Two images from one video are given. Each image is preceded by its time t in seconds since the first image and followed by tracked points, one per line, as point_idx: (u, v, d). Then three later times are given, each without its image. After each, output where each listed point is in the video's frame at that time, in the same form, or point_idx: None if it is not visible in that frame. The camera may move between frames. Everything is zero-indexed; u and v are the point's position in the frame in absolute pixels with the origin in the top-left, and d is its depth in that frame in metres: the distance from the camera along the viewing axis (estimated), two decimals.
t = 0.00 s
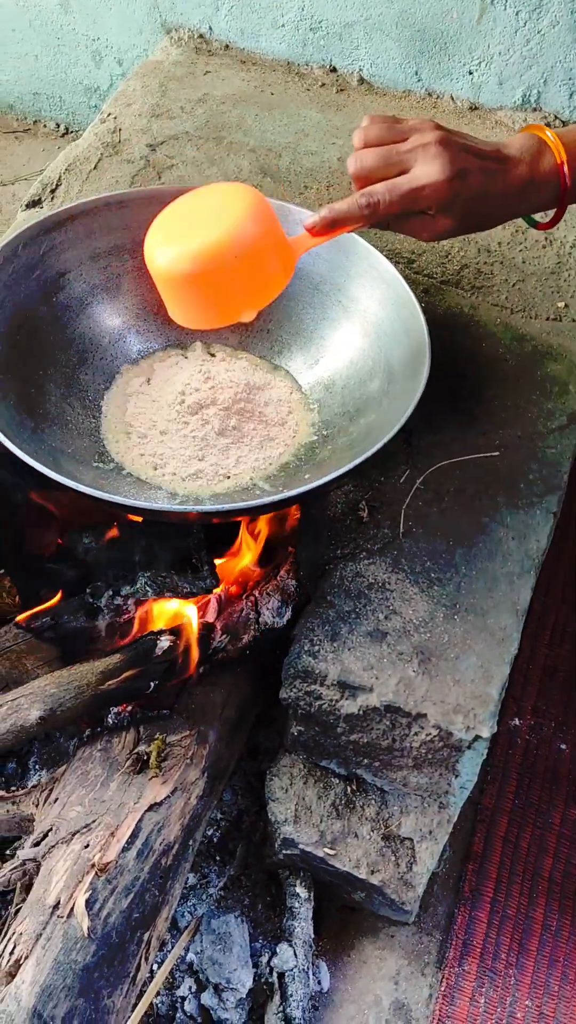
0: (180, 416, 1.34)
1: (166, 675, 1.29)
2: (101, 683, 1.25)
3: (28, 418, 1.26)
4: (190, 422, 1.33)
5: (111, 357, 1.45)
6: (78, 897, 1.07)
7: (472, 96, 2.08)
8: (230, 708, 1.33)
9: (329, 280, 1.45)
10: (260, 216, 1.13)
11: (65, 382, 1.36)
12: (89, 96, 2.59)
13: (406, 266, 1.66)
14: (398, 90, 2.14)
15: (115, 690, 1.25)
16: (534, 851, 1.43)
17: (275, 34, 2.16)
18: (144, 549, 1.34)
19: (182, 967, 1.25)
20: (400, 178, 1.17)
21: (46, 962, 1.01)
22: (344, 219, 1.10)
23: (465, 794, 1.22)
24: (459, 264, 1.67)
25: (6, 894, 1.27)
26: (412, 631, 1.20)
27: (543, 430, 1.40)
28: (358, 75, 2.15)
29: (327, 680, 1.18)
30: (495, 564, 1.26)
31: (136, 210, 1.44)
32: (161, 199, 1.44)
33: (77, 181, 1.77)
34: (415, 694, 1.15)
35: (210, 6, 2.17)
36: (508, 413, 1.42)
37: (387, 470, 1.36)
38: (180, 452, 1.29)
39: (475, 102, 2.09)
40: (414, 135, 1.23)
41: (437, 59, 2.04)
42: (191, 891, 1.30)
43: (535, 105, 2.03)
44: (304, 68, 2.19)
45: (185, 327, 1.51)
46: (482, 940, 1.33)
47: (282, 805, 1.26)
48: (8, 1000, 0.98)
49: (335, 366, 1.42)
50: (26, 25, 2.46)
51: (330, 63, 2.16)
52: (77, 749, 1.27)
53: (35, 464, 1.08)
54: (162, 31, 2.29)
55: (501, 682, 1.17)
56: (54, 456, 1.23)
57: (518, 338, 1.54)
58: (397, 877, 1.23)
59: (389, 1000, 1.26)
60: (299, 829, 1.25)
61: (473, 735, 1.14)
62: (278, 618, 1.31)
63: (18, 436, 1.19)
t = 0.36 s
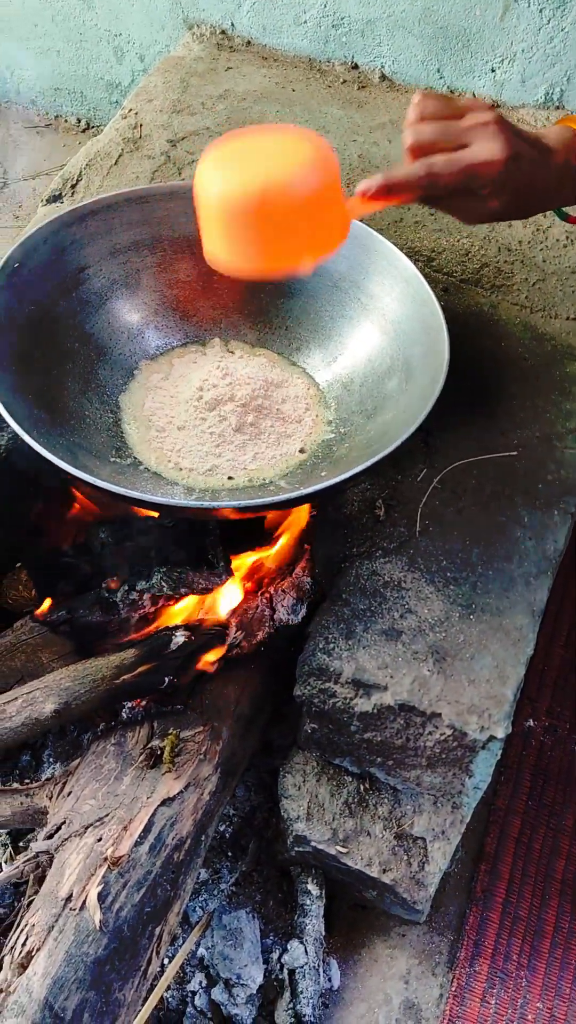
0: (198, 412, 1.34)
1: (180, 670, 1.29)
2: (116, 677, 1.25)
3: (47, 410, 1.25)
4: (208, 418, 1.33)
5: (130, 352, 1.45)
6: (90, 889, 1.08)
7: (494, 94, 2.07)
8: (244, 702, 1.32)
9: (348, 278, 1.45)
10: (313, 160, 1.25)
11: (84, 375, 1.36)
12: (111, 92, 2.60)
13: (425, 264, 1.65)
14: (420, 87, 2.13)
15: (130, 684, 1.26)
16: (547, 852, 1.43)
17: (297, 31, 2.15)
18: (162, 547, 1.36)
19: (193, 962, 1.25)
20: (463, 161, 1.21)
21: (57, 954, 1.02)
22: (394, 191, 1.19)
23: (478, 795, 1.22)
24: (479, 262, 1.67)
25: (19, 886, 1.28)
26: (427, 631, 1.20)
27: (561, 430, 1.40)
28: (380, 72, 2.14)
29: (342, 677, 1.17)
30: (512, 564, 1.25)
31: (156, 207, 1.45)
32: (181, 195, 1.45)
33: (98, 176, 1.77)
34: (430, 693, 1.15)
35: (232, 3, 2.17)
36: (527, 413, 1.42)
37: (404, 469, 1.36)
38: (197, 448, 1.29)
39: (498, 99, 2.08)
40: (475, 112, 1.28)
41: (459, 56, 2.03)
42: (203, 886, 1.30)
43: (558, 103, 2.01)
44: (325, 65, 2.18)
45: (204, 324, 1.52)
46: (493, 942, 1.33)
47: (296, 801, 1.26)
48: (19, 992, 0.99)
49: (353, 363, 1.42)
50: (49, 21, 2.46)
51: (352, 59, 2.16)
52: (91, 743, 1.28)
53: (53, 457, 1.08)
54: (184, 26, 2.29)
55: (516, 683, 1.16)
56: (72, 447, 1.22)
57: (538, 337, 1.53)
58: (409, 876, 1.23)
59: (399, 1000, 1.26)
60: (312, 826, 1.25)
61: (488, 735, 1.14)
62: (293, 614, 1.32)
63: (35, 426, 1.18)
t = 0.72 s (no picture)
0: (215, 411, 1.35)
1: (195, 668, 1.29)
2: (131, 673, 1.26)
3: (65, 407, 1.25)
4: (225, 417, 1.34)
5: (148, 350, 1.46)
6: (103, 885, 1.08)
7: (516, 94, 2.06)
8: (258, 702, 1.33)
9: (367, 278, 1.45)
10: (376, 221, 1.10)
11: (102, 372, 1.37)
12: (132, 90, 2.60)
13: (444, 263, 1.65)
14: (441, 86, 2.13)
15: (144, 679, 1.26)
16: (561, 856, 1.42)
17: (318, 29, 2.15)
18: (176, 543, 1.36)
19: (205, 960, 1.25)
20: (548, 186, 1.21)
21: (70, 949, 1.02)
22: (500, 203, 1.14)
23: (493, 797, 1.22)
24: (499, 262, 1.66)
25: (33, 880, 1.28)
26: (443, 632, 1.19)
27: None
28: (401, 71, 2.14)
29: (356, 677, 1.17)
30: (529, 566, 1.25)
31: (176, 205, 1.45)
32: (200, 193, 1.46)
33: (118, 174, 1.78)
34: (445, 694, 1.15)
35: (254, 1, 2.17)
36: (545, 414, 1.41)
37: (422, 469, 1.35)
38: (214, 447, 1.29)
39: (519, 99, 2.07)
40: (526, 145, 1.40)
41: (481, 55, 2.02)
42: (215, 884, 1.30)
43: None
44: (347, 64, 2.18)
45: (223, 322, 1.52)
46: (506, 945, 1.32)
47: (308, 801, 1.26)
48: (32, 987, 0.99)
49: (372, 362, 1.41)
50: (71, 19, 2.47)
51: (374, 58, 2.15)
52: (106, 739, 1.28)
53: (70, 455, 1.08)
54: (206, 24, 2.29)
55: (531, 685, 1.16)
56: (90, 445, 1.22)
57: (557, 338, 1.52)
58: (422, 878, 1.22)
59: (411, 1000, 1.26)
60: (325, 826, 1.24)
61: (503, 737, 1.13)
62: (308, 613, 1.32)
63: (54, 424, 1.19)
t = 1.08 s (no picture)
0: (229, 409, 1.34)
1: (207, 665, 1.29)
2: (144, 670, 1.26)
3: (80, 403, 1.25)
4: (240, 414, 1.33)
5: (164, 347, 1.46)
6: (114, 881, 1.08)
7: (534, 91, 2.05)
8: (270, 699, 1.32)
9: (383, 276, 1.44)
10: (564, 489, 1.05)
11: (117, 369, 1.36)
12: (149, 87, 2.60)
13: (461, 261, 1.64)
14: (459, 83, 2.12)
15: (155, 677, 1.27)
16: (573, 858, 1.41)
17: (336, 26, 2.15)
18: (188, 539, 1.36)
19: (215, 957, 1.25)
20: None
21: (81, 945, 1.03)
22: None
23: (505, 798, 1.21)
24: (516, 260, 1.65)
25: (44, 874, 1.29)
26: (456, 632, 1.19)
27: None
28: (419, 68, 2.13)
29: (369, 676, 1.16)
30: (544, 566, 1.24)
31: (192, 202, 1.46)
32: (216, 191, 1.46)
33: (135, 170, 1.77)
34: (458, 694, 1.14)
35: None
36: (561, 414, 1.40)
37: (437, 468, 1.35)
38: (228, 444, 1.29)
39: (538, 96, 2.06)
40: None
41: (500, 52, 2.01)
42: (226, 881, 1.30)
43: None
44: (364, 60, 2.17)
45: (238, 319, 1.52)
46: (517, 947, 1.31)
47: (320, 800, 1.26)
48: (43, 981, 1.00)
49: (387, 361, 1.41)
50: (88, 15, 2.47)
51: (391, 54, 2.14)
52: (118, 735, 1.28)
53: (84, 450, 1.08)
54: (223, 21, 2.29)
55: (546, 686, 1.15)
56: (105, 442, 1.22)
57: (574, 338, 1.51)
58: (432, 878, 1.21)
59: (421, 1001, 1.25)
60: (336, 825, 1.23)
61: (516, 738, 1.12)
62: (321, 613, 1.29)
63: (69, 420, 1.19)
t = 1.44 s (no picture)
0: (240, 406, 1.34)
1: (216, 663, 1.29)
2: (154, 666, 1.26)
3: (91, 399, 1.25)
4: (250, 411, 1.33)
5: (174, 343, 1.45)
6: (123, 878, 1.08)
7: (547, 88, 2.04)
8: (279, 697, 1.32)
9: (394, 273, 1.44)
10: None
11: (128, 365, 1.36)
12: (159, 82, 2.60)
13: (473, 259, 1.63)
14: (471, 79, 2.11)
15: (165, 673, 1.26)
16: None
17: (348, 21, 2.14)
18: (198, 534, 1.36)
19: (223, 954, 1.25)
20: None
21: (90, 941, 1.03)
22: None
23: (515, 798, 1.21)
24: (528, 258, 1.64)
25: (53, 870, 1.29)
26: (467, 631, 1.18)
27: None
28: (431, 64, 2.12)
29: (380, 675, 1.16)
30: (555, 566, 1.23)
31: (203, 198, 1.45)
32: (227, 187, 1.45)
33: (146, 166, 1.77)
34: (469, 694, 1.14)
35: None
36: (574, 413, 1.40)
37: (448, 466, 1.34)
38: (239, 441, 1.29)
39: (551, 93, 2.05)
40: None
41: (513, 48, 2.00)
42: (234, 879, 1.31)
43: None
44: (376, 56, 2.16)
45: (249, 316, 1.52)
46: (525, 947, 1.31)
47: (329, 798, 1.25)
48: (52, 977, 1.00)
49: (399, 359, 1.40)
50: (99, 10, 2.47)
51: (404, 50, 2.13)
52: (127, 732, 1.28)
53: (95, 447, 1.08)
54: (235, 16, 2.28)
55: (557, 687, 1.15)
56: (115, 438, 1.22)
57: None
58: (441, 878, 1.21)
59: (430, 1000, 1.25)
60: (345, 824, 1.23)
61: (527, 739, 1.12)
62: (331, 611, 1.31)
63: (80, 416, 1.18)
